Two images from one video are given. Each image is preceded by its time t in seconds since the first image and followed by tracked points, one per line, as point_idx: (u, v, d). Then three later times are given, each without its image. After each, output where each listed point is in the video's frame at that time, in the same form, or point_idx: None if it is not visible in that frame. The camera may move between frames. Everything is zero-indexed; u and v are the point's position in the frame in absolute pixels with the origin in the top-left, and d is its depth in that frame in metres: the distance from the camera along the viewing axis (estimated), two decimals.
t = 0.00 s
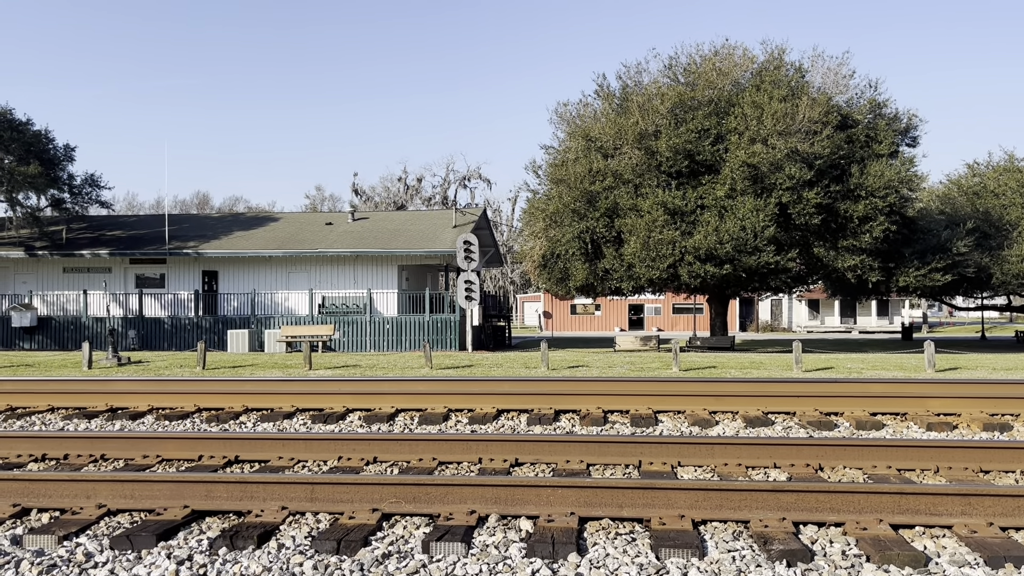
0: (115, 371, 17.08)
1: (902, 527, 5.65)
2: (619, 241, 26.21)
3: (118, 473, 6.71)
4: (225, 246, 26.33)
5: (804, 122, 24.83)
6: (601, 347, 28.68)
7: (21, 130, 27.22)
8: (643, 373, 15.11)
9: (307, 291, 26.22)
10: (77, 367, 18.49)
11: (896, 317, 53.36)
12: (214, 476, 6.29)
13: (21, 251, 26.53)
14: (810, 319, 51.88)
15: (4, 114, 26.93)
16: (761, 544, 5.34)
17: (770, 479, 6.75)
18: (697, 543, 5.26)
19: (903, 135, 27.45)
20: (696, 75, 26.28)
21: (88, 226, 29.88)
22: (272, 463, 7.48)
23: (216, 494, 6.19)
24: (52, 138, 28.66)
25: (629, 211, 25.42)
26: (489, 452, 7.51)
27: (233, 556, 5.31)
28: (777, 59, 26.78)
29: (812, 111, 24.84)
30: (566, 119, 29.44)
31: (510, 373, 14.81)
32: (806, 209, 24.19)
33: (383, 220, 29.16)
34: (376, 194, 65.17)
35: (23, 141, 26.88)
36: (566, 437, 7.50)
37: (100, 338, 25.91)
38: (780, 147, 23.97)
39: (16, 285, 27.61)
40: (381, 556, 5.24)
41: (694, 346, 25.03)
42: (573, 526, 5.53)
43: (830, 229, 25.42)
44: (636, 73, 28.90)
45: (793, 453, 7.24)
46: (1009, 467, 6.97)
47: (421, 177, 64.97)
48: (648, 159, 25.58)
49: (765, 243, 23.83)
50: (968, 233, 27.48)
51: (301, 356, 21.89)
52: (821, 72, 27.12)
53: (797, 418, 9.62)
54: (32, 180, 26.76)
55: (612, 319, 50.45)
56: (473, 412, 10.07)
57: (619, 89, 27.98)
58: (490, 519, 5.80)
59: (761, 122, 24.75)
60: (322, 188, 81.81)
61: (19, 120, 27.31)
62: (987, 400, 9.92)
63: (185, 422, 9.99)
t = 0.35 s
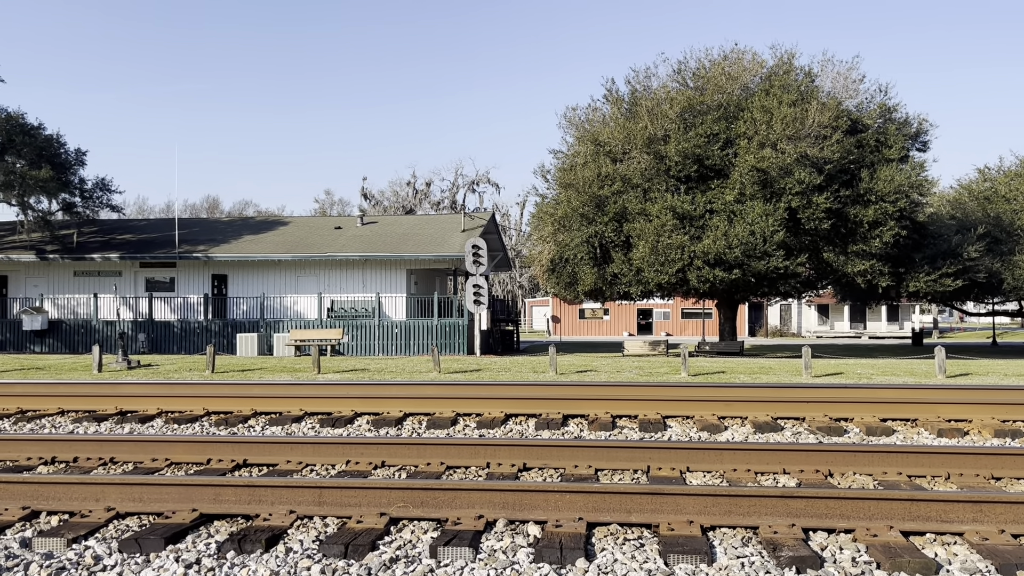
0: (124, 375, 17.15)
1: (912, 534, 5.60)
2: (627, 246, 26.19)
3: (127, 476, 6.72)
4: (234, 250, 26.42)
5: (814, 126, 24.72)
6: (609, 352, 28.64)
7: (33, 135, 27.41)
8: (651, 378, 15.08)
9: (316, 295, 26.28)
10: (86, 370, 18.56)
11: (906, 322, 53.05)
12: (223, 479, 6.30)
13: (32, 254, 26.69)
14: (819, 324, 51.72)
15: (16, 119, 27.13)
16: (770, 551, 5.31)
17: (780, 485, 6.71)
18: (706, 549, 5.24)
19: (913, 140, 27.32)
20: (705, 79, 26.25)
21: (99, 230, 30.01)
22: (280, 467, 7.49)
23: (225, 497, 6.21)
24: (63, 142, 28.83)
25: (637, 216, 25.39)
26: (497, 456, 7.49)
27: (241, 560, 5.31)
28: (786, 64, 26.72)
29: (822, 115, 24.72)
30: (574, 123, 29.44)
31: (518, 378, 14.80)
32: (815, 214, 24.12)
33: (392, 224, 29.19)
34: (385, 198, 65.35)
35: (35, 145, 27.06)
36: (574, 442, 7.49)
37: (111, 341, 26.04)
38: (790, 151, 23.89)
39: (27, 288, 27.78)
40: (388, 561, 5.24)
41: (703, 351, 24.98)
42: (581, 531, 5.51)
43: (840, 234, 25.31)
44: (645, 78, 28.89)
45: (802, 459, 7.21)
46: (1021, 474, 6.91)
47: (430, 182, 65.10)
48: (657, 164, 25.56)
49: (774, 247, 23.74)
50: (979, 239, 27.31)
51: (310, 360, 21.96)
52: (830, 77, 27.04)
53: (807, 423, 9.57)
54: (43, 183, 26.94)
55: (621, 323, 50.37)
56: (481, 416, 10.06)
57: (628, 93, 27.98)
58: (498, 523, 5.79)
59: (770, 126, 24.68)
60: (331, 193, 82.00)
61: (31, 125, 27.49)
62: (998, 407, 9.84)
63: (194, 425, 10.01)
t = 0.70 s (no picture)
0: (137, 377, 17.25)
1: (925, 540, 5.56)
2: (638, 249, 26.18)
3: (138, 478, 6.75)
4: (245, 253, 26.53)
5: (825, 130, 24.62)
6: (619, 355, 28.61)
7: (47, 138, 27.60)
8: (661, 382, 15.04)
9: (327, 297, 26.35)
10: (99, 372, 18.68)
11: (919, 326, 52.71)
12: (233, 482, 6.32)
13: (46, 257, 26.87)
14: (831, 328, 51.49)
15: (30, 122, 27.32)
16: (781, 556, 5.29)
17: (791, 489, 6.68)
18: (717, 554, 5.21)
19: (926, 143, 27.19)
20: (716, 82, 26.20)
21: (111, 233, 30.20)
22: (290, 469, 7.51)
23: (235, 500, 6.23)
24: (77, 146, 29.01)
25: (648, 219, 25.38)
26: (507, 460, 7.48)
27: (252, 562, 5.32)
28: (798, 67, 26.66)
29: (833, 118, 24.63)
30: (585, 126, 29.46)
31: (527, 381, 14.80)
32: (827, 218, 24.00)
33: (402, 227, 29.25)
34: (396, 201, 65.49)
35: (49, 149, 27.26)
36: (584, 445, 7.47)
37: (123, 343, 26.18)
38: (801, 154, 23.82)
39: (41, 291, 27.97)
40: (398, 564, 5.24)
41: (714, 355, 24.92)
42: (591, 535, 5.50)
43: (852, 238, 25.20)
44: (656, 81, 28.87)
45: (814, 463, 7.17)
46: None
47: (441, 185, 65.23)
48: (668, 167, 25.52)
49: (786, 251, 23.66)
50: (992, 242, 27.09)
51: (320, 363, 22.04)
52: (842, 80, 26.94)
53: (818, 428, 9.53)
54: (57, 187, 27.12)
55: (631, 327, 50.28)
56: (491, 419, 10.05)
57: (638, 96, 27.97)
58: (507, 527, 5.78)
59: (782, 129, 24.61)
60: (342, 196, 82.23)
61: (45, 128, 27.70)
62: (1013, 412, 9.75)
63: (205, 428, 10.05)
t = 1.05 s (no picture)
0: (151, 378, 17.37)
1: (940, 544, 5.52)
2: (650, 251, 26.14)
3: (152, 477, 6.79)
4: (258, 255, 26.66)
5: (838, 131, 24.49)
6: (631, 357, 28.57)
7: (63, 141, 27.81)
8: (673, 384, 15.00)
9: (339, 299, 26.43)
10: (113, 374, 18.82)
11: (933, 329, 52.29)
12: (246, 482, 6.35)
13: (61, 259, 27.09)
14: (844, 331, 51.19)
15: (47, 125, 27.55)
16: (793, 560, 5.27)
17: (804, 492, 6.65)
18: (729, 557, 5.20)
19: (940, 144, 27.01)
20: (729, 84, 26.11)
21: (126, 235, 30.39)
22: (302, 471, 7.54)
23: (247, 500, 6.25)
24: (92, 149, 29.22)
25: (660, 221, 25.35)
26: (519, 462, 7.48)
27: (264, 563, 5.35)
28: (811, 69, 26.55)
29: (846, 120, 24.50)
30: (596, 129, 29.46)
31: (539, 383, 14.79)
32: (840, 220, 23.87)
33: (414, 230, 29.32)
34: (408, 204, 65.62)
35: (64, 152, 27.48)
36: (595, 447, 7.47)
37: (137, 345, 26.34)
38: (815, 156, 23.71)
39: (56, 293, 28.21)
40: (410, 565, 5.25)
41: (726, 357, 24.84)
42: (603, 538, 5.49)
43: (865, 240, 25.07)
44: (668, 83, 28.84)
45: (826, 466, 7.13)
46: None
47: (452, 187, 65.36)
48: (679, 169, 25.48)
49: (798, 253, 23.56)
50: (1008, 244, 26.72)
51: (332, 364, 22.13)
52: (856, 82, 26.81)
53: (831, 431, 9.48)
54: (73, 189, 27.32)
55: (643, 329, 50.19)
56: (503, 421, 10.06)
57: (650, 99, 27.95)
58: (519, 529, 5.78)
59: (794, 131, 24.50)
60: (355, 198, 82.34)
61: (61, 131, 27.93)
62: None
63: (218, 429, 10.10)
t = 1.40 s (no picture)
0: (165, 378, 17.48)
1: (955, 547, 5.48)
2: (663, 252, 26.06)
3: (166, 477, 6.82)
4: (272, 256, 26.77)
5: (853, 132, 24.33)
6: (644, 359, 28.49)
7: (78, 143, 28.02)
8: (686, 385, 14.96)
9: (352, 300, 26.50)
10: (128, 373, 18.95)
11: (949, 331, 51.85)
12: (260, 482, 6.37)
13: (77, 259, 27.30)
14: (859, 332, 50.90)
15: (63, 127, 27.77)
16: (808, 561, 5.24)
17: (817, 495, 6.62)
18: (742, 559, 5.18)
19: (956, 145, 26.81)
20: (742, 85, 26.00)
21: (141, 236, 30.59)
22: (316, 471, 7.56)
23: (261, 500, 6.28)
24: (107, 150, 29.42)
25: (673, 222, 25.29)
26: (532, 463, 7.47)
27: (278, 562, 5.37)
28: (825, 69, 26.43)
29: (861, 120, 24.35)
30: (609, 129, 29.43)
31: (551, 384, 14.78)
32: (855, 221, 23.73)
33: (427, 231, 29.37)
34: (420, 205, 65.76)
35: (80, 153, 27.68)
36: (609, 448, 7.45)
37: (151, 345, 26.51)
38: (829, 157, 23.57)
39: (72, 293, 28.44)
40: (423, 566, 5.25)
41: (740, 359, 24.73)
42: (615, 539, 5.47)
43: (880, 241, 24.91)
44: (681, 83, 28.77)
45: (841, 468, 7.08)
46: None
47: (465, 188, 65.49)
48: (692, 170, 25.41)
49: (813, 254, 23.44)
50: None
51: (346, 365, 22.20)
52: (870, 82, 26.67)
53: (846, 433, 9.43)
54: (88, 190, 27.52)
55: (656, 330, 50.08)
56: (515, 422, 10.05)
57: (663, 99, 27.91)
58: (532, 530, 5.78)
59: (808, 132, 24.37)
60: (368, 199, 82.53)
61: (77, 133, 28.16)
62: None
63: (232, 429, 10.15)
